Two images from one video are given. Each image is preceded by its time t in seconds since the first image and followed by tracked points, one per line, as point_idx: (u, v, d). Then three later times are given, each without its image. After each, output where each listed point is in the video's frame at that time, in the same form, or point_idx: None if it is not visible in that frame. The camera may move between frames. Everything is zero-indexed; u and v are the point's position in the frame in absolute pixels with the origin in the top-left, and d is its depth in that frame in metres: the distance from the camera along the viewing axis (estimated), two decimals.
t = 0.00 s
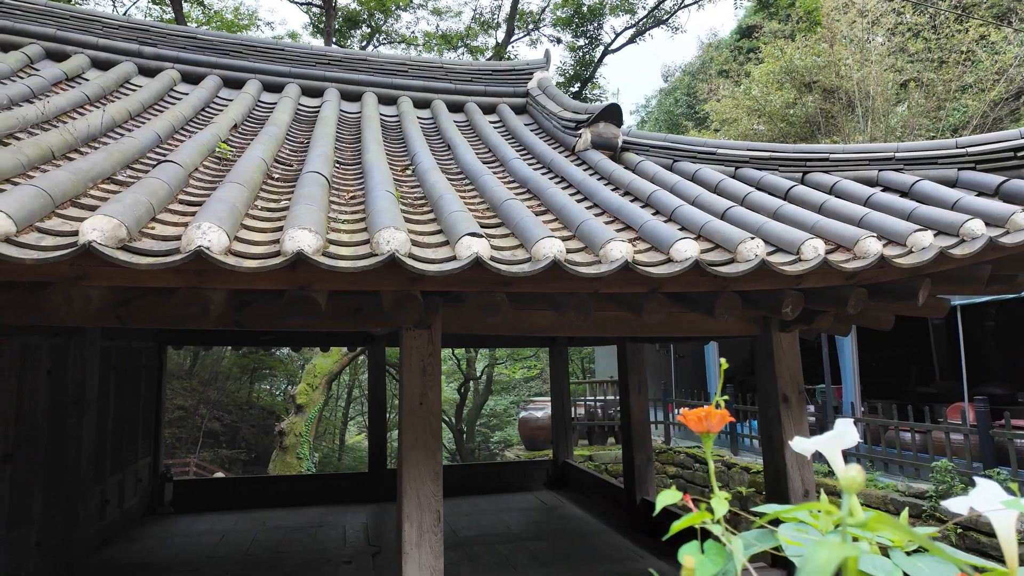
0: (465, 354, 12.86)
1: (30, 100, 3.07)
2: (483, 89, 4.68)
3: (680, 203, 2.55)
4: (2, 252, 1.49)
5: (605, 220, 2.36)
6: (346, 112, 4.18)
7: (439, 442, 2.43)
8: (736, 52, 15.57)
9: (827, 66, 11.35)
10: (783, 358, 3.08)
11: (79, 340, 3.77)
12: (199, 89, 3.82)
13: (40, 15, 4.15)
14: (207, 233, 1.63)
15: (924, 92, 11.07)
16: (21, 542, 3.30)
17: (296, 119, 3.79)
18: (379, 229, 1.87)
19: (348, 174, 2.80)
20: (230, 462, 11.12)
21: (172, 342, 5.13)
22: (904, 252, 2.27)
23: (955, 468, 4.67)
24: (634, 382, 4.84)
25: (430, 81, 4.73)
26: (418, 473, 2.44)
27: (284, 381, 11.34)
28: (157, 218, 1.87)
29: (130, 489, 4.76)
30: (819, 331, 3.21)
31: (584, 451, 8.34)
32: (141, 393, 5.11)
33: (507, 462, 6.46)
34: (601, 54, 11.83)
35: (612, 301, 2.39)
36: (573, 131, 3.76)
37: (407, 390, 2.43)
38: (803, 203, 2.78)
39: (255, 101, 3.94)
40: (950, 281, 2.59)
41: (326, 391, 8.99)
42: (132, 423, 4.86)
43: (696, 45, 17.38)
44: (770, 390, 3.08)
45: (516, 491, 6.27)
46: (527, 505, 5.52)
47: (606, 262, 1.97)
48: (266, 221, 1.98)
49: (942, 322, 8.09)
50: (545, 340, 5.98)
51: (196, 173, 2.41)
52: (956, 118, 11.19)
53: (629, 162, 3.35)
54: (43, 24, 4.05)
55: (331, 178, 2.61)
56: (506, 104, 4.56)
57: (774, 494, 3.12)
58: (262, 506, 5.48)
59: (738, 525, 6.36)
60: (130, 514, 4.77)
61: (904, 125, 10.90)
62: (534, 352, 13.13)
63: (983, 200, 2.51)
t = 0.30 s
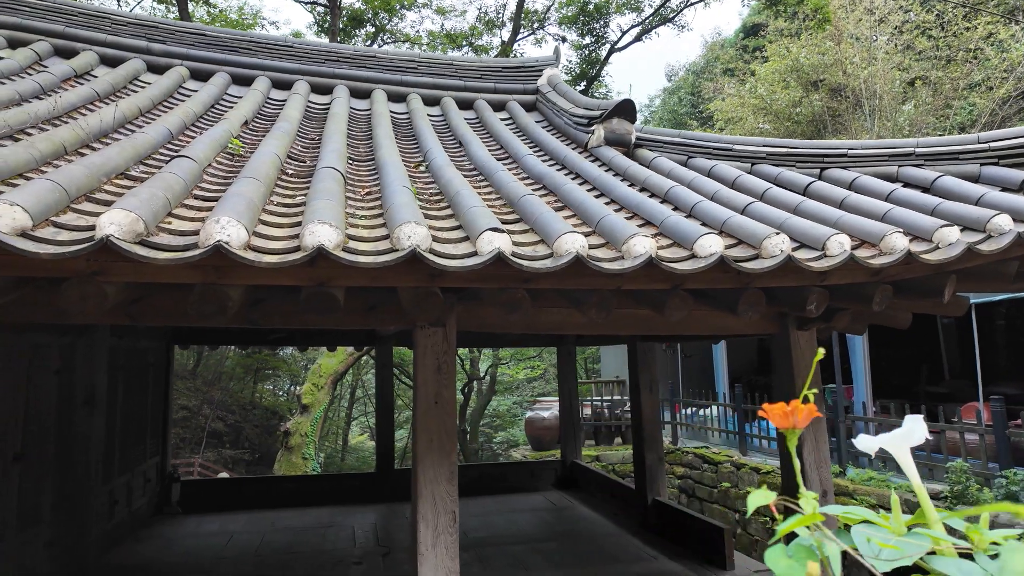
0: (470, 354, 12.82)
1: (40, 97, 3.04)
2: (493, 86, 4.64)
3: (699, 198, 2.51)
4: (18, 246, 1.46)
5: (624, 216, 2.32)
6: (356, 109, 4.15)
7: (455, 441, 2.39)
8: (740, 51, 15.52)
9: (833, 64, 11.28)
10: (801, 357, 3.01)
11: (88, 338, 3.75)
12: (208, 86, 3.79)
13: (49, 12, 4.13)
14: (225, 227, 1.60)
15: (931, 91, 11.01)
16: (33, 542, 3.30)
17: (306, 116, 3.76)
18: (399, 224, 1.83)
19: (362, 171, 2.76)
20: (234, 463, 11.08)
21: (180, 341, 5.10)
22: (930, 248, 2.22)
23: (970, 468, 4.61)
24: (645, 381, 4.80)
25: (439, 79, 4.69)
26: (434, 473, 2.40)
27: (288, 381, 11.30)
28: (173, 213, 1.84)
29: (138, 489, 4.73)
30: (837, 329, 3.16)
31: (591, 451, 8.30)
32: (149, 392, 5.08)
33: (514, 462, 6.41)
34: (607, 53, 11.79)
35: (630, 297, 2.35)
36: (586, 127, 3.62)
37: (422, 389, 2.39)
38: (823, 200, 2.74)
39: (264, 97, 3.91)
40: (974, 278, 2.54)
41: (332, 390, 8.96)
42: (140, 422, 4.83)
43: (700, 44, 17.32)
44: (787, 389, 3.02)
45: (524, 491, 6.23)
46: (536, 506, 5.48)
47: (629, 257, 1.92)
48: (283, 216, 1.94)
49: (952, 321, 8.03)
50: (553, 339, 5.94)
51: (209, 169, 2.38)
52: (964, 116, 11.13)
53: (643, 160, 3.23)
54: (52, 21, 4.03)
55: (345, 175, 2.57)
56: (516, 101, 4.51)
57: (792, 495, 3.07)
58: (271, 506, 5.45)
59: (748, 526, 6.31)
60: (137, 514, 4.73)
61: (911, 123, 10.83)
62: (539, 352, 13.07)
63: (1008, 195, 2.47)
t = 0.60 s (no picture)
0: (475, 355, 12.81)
1: (51, 94, 3.03)
2: (501, 84, 4.61)
3: (714, 194, 2.49)
4: (35, 240, 1.44)
5: (640, 211, 2.30)
6: (366, 106, 4.14)
7: (469, 439, 2.37)
8: (746, 50, 15.46)
9: (841, 62, 11.22)
10: (815, 354, 2.98)
11: (99, 337, 3.77)
12: (217, 84, 3.78)
13: (59, 11, 4.13)
14: (243, 221, 1.58)
15: (939, 89, 10.94)
16: (44, 541, 3.30)
17: (316, 113, 3.75)
18: (416, 218, 1.82)
19: (374, 167, 2.75)
20: (240, 462, 11.09)
21: (188, 340, 5.10)
22: (951, 242, 2.20)
23: (984, 467, 4.57)
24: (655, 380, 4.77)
25: (448, 76, 4.67)
26: (448, 471, 2.38)
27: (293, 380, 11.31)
28: (189, 208, 1.82)
29: (146, 489, 4.73)
30: (852, 326, 3.14)
31: (598, 451, 8.26)
32: (158, 391, 5.08)
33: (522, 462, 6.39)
34: (613, 51, 11.77)
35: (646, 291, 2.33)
36: (596, 124, 3.55)
37: (435, 386, 2.37)
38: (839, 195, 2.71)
39: (274, 95, 3.90)
40: (994, 273, 2.51)
41: (338, 390, 8.95)
42: (148, 422, 4.83)
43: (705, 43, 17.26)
44: (802, 387, 3.00)
45: (532, 491, 6.19)
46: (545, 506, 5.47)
47: (647, 252, 1.90)
48: (299, 211, 1.92)
49: (962, 320, 7.97)
50: (561, 338, 5.91)
51: (222, 165, 2.37)
52: (973, 113, 11.04)
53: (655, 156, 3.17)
54: (61, 19, 4.03)
55: (358, 171, 2.56)
56: (525, 98, 4.48)
57: (806, 494, 3.04)
58: (279, 505, 5.44)
59: (757, 526, 6.27)
60: (147, 514, 4.73)
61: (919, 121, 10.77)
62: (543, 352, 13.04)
63: None
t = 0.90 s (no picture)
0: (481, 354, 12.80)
1: (60, 94, 3.03)
2: (509, 82, 4.59)
3: (727, 191, 2.46)
4: (48, 238, 1.44)
5: (653, 208, 2.28)
6: (373, 105, 4.13)
7: (480, 439, 2.35)
8: (753, 48, 15.37)
9: (849, 59, 11.13)
10: (829, 353, 2.94)
11: (109, 336, 3.80)
12: (226, 83, 3.78)
13: (68, 11, 4.14)
14: (255, 219, 1.57)
15: (949, 85, 10.84)
16: (55, 540, 3.31)
17: (324, 112, 3.74)
18: (427, 217, 1.80)
19: (384, 166, 2.73)
20: (247, 462, 11.11)
21: (197, 340, 5.11)
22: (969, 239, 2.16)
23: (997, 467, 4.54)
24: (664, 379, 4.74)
25: (456, 74, 4.66)
26: (458, 471, 2.36)
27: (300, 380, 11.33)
28: (200, 206, 1.82)
29: (156, 488, 4.74)
30: (866, 325, 3.10)
31: (605, 450, 8.25)
32: (167, 391, 5.10)
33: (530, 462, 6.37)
34: (620, 49, 11.74)
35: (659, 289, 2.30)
36: (604, 122, 3.50)
37: (444, 386, 2.36)
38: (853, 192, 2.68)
39: (282, 94, 3.89)
40: (1013, 270, 2.47)
41: (346, 389, 8.96)
42: (158, 421, 4.84)
43: (711, 41, 17.18)
44: (814, 387, 2.97)
45: (540, 491, 6.18)
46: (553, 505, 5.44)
47: (661, 250, 1.87)
48: (309, 210, 1.91)
49: (973, 318, 7.89)
50: (569, 337, 5.89)
51: (232, 164, 2.36)
52: (983, 111, 10.94)
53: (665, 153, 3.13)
54: (71, 19, 4.04)
55: (368, 169, 2.55)
56: (533, 96, 4.46)
57: (819, 495, 3.00)
58: (288, 505, 5.45)
59: (766, 526, 6.23)
60: (156, 513, 4.74)
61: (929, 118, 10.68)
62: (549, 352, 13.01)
63: None
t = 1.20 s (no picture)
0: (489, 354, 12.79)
1: (72, 94, 3.04)
2: (518, 80, 4.56)
3: (741, 188, 2.43)
4: (61, 238, 1.43)
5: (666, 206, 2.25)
6: (383, 104, 4.12)
7: (492, 439, 2.34)
8: (761, 45, 15.26)
9: (860, 55, 11.03)
10: (844, 352, 2.91)
11: (120, 335, 3.83)
12: (236, 83, 3.78)
13: (80, 12, 4.16)
14: (267, 217, 1.56)
15: (962, 82, 10.72)
16: (69, 538, 3.33)
17: (334, 111, 3.73)
18: (440, 215, 1.78)
19: (394, 164, 2.72)
20: (256, 460, 11.16)
21: (208, 340, 5.13)
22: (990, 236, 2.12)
23: (1014, 468, 4.48)
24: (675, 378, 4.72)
25: (465, 73, 4.64)
26: (470, 471, 2.34)
27: (308, 379, 11.38)
28: (212, 204, 1.81)
29: (167, 487, 4.76)
30: (882, 323, 3.06)
31: (614, 450, 8.22)
32: (179, 391, 5.13)
33: (539, 462, 6.35)
34: (628, 47, 11.69)
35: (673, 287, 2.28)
36: (615, 119, 3.46)
37: (456, 385, 2.34)
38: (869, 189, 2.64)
39: (292, 94, 3.89)
40: None
41: (354, 388, 8.98)
42: (169, 421, 4.87)
43: (719, 39, 17.07)
44: (829, 386, 2.93)
45: (549, 491, 6.15)
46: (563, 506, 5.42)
47: (677, 248, 1.84)
48: (321, 208, 1.90)
49: (987, 317, 7.80)
50: (578, 336, 5.87)
51: (243, 163, 2.35)
52: (997, 107, 10.80)
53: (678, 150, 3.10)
54: (82, 20, 4.06)
55: (379, 168, 2.54)
56: (542, 94, 4.43)
57: (835, 495, 2.96)
58: (297, 504, 5.46)
59: (778, 527, 6.18)
60: (168, 511, 4.76)
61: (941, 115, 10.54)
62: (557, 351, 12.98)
63: None
